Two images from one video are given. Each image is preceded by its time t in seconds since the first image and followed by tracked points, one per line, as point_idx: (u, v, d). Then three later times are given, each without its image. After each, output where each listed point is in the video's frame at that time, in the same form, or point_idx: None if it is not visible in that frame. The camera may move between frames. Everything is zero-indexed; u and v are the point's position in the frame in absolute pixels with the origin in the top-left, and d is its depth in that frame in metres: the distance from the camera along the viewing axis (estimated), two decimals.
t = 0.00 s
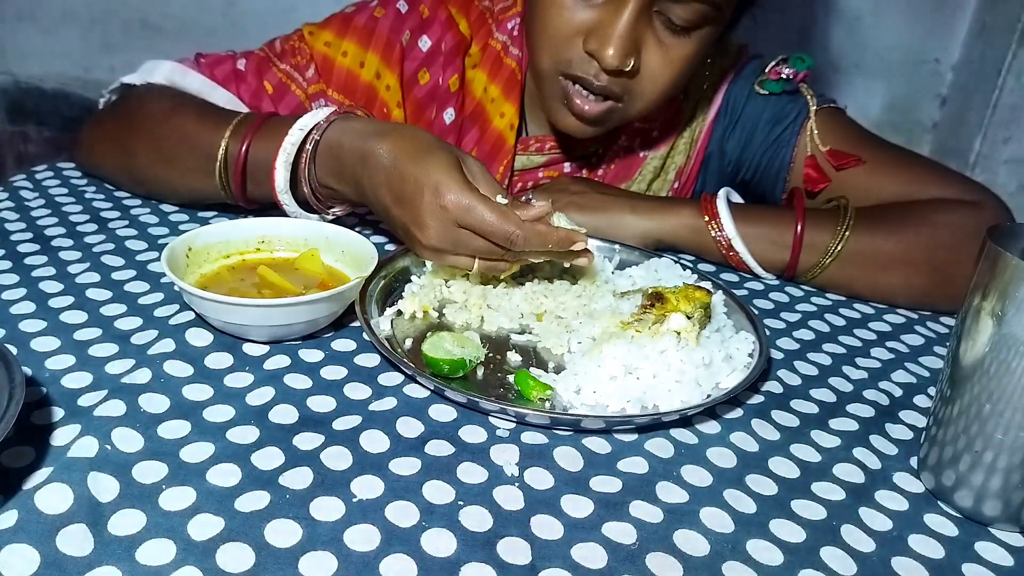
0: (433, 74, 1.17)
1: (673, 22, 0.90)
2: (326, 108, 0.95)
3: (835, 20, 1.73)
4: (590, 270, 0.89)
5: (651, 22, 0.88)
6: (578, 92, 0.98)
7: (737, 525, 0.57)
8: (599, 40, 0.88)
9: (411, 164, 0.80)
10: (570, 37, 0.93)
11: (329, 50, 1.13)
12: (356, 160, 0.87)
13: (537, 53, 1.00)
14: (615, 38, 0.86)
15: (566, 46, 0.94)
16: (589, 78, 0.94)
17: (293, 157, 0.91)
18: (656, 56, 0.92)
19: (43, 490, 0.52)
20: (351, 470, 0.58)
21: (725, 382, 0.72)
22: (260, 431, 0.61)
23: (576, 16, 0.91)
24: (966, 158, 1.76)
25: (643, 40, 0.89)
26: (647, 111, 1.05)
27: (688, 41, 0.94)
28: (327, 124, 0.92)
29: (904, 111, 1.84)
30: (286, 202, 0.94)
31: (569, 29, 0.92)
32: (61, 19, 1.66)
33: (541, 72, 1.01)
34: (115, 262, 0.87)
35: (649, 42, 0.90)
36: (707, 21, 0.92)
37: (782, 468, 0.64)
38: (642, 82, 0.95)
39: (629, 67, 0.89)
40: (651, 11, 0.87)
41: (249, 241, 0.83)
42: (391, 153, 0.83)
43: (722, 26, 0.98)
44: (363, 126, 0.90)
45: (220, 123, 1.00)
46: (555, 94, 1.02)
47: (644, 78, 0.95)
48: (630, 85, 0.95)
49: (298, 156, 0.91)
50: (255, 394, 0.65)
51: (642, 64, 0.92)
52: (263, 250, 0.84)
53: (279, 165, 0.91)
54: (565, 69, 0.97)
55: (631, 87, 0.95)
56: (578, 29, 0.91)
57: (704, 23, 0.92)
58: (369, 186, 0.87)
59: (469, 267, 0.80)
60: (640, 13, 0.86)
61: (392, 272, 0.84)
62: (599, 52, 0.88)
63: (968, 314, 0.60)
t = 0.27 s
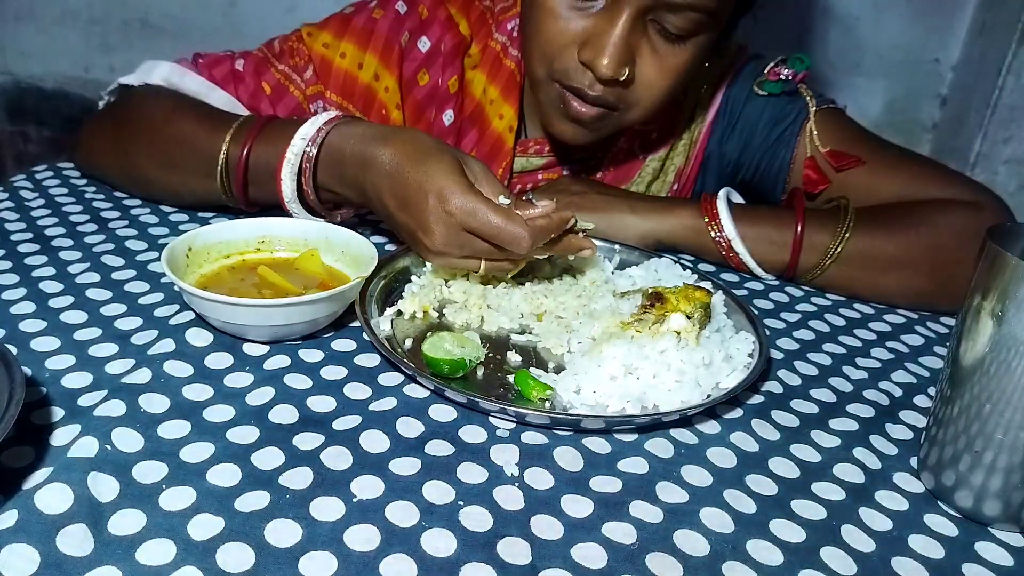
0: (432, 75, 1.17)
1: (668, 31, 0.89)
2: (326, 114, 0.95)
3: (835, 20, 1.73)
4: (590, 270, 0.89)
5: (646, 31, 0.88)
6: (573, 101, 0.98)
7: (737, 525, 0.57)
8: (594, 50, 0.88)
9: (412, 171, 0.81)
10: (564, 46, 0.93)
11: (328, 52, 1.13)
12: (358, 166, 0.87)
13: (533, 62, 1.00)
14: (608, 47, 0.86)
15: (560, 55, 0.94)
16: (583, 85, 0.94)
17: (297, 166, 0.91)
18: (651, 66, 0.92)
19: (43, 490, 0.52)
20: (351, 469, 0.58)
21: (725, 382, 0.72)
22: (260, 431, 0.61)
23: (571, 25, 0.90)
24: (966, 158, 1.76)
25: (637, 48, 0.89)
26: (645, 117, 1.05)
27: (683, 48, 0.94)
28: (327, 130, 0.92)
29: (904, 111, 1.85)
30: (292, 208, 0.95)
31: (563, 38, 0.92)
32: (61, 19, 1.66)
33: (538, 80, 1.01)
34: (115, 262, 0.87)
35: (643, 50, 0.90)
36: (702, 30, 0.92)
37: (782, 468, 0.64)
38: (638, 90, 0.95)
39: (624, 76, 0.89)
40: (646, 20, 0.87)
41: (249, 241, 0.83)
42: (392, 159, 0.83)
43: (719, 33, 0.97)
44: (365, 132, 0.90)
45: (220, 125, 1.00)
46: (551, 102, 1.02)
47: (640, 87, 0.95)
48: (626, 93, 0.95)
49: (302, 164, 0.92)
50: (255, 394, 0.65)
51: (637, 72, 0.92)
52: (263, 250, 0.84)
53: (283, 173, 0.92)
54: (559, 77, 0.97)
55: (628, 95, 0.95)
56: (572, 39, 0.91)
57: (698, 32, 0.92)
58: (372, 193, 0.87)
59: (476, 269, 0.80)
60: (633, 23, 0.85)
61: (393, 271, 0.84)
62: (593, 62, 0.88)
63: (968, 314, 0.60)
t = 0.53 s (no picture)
0: (433, 75, 1.17)
1: (666, 29, 0.90)
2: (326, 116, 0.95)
3: (835, 19, 1.73)
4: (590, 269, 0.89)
5: (645, 29, 0.88)
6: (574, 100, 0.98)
7: (737, 525, 0.57)
8: (593, 49, 0.88)
9: (412, 173, 0.80)
10: (563, 45, 0.92)
11: (328, 52, 1.13)
12: (359, 170, 0.87)
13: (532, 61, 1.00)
14: (607, 45, 0.86)
15: (558, 54, 0.94)
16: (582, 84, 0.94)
17: (299, 171, 0.91)
18: (649, 64, 0.92)
19: (43, 489, 0.52)
20: (351, 469, 0.58)
21: (725, 382, 0.72)
22: (260, 430, 0.61)
23: (568, 25, 0.90)
24: (966, 158, 1.75)
25: (636, 47, 0.89)
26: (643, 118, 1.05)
27: (682, 47, 0.94)
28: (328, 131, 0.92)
29: (904, 111, 1.84)
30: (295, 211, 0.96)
31: (561, 38, 0.92)
32: (60, 19, 1.66)
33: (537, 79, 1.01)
34: (115, 262, 0.87)
35: (642, 49, 0.90)
36: (700, 28, 0.92)
37: (782, 468, 0.64)
38: (637, 88, 0.95)
39: (622, 75, 0.89)
40: (644, 19, 0.87)
41: (249, 241, 0.83)
42: (393, 163, 0.83)
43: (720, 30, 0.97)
44: (365, 134, 0.90)
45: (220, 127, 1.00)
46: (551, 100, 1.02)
47: (640, 86, 0.95)
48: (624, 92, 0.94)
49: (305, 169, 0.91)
50: (255, 394, 0.65)
51: (636, 70, 0.92)
52: (263, 250, 0.84)
53: (285, 178, 0.92)
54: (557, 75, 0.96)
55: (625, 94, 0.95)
56: (570, 38, 0.91)
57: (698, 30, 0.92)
58: (374, 195, 0.87)
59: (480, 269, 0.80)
60: (631, 23, 0.85)
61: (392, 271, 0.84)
62: (592, 61, 0.88)
63: (968, 314, 0.60)
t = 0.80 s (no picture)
0: (432, 76, 1.18)
1: (670, 21, 0.90)
2: (334, 85, 0.97)
3: (834, 20, 1.73)
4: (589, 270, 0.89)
5: (648, 20, 0.88)
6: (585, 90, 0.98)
7: (737, 525, 0.57)
8: (596, 39, 0.87)
9: (435, 121, 0.84)
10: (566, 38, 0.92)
11: (326, 51, 1.13)
12: (379, 133, 0.90)
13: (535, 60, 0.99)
14: (613, 34, 0.86)
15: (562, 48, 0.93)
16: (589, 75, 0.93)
17: (314, 135, 0.91)
18: (652, 57, 0.92)
19: (43, 489, 0.52)
20: (351, 470, 0.58)
21: (724, 382, 0.72)
22: (260, 430, 0.61)
23: (574, 16, 0.90)
24: (966, 158, 1.75)
25: (639, 39, 0.89)
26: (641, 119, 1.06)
27: (687, 39, 0.93)
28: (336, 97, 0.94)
29: (904, 111, 1.85)
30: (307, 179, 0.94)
31: (564, 31, 0.91)
32: (60, 19, 1.66)
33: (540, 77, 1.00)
34: (115, 262, 0.87)
35: (646, 42, 0.90)
36: (705, 18, 0.92)
37: (782, 468, 0.64)
38: (638, 82, 0.95)
39: (626, 66, 0.89)
40: (648, 9, 0.87)
41: (249, 241, 0.83)
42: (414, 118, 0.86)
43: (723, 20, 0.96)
44: (376, 96, 0.92)
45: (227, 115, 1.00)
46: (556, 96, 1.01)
47: (641, 79, 0.95)
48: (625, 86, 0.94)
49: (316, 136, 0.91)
50: (255, 394, 0.65)
51: (640, 63, 0.92)
52: (263, 250, 0.84)
53: (299, 145, 0.92)
54: (563, 70, 0.96)
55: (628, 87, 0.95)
56: (572, 30, 0.91)
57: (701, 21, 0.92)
58: (401, 151, 0.90)
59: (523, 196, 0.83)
60: (637, 9, 0.85)
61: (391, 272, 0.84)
62: (595, 50, 0.88)
63: (968, 314, 0.60)
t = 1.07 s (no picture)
0: (432, 75, 1.17)
1: (657, 24, 0.90)
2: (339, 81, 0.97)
3: (834, 20, 1.73)
4: (589, 271, 0.89)
5: (635, 24, 0.89)
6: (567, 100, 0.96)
7: (737, 525, 0.57)
8: (583, 43, 0.87)
9: (441, 108, 0.85)
10: (554, 45, 0.91)
11: (326, 51, 1.13)
12: (385, 125, 0.90)
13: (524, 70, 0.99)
14: (599, 38, 0.86)
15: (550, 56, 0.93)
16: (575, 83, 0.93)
17: (319, 129, 0.92)
18: (637, 60, 0.92)
19: (43, 489, 0.52)
20: (351, 470, 0.58)
21: (724, 382, 0.72)
22: (260, 430, 0.61)
23: (560, 22, 0.90)
24: (966, 158, 1.75)
25: (626, 42, 0.89)
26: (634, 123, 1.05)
27: (675, 43, 0.94)
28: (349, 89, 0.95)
29: (904, 111, 1.85)
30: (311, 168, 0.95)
31: (551, 38, 0.91)
32: (60, 20, 1.66)
33: (530, 87, 1.00)
34: (115, 262, 0.87)
35: (632, 45, 0.90)
36: (694, 20, 0.92)
37: (782, 468, 0.64)
38: (627, 87, 0.95)
39: (613, 70, 0.89)
40: (634, 12, 0.87)
41: (249, 241, 0.83)
42: (418, 109, 0.87)
43: (711, 22, 0.96)
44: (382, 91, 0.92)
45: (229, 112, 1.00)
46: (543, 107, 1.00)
47: (630, 83, 0.94)
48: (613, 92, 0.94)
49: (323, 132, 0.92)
50: (255, 394, 0.65)
51: (625, 69, 0.92)
52: (263, 250, 0.84)
53: (306, 136, 0.92)
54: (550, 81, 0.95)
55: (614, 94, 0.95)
56: (560, 37, 0.91)
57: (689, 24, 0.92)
58: (404, 142, 0.90)
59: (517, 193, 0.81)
60: (623, 12, 0.86)
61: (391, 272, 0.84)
62: (582, 55, 0.88)
63: (968, 314, 0.60)
